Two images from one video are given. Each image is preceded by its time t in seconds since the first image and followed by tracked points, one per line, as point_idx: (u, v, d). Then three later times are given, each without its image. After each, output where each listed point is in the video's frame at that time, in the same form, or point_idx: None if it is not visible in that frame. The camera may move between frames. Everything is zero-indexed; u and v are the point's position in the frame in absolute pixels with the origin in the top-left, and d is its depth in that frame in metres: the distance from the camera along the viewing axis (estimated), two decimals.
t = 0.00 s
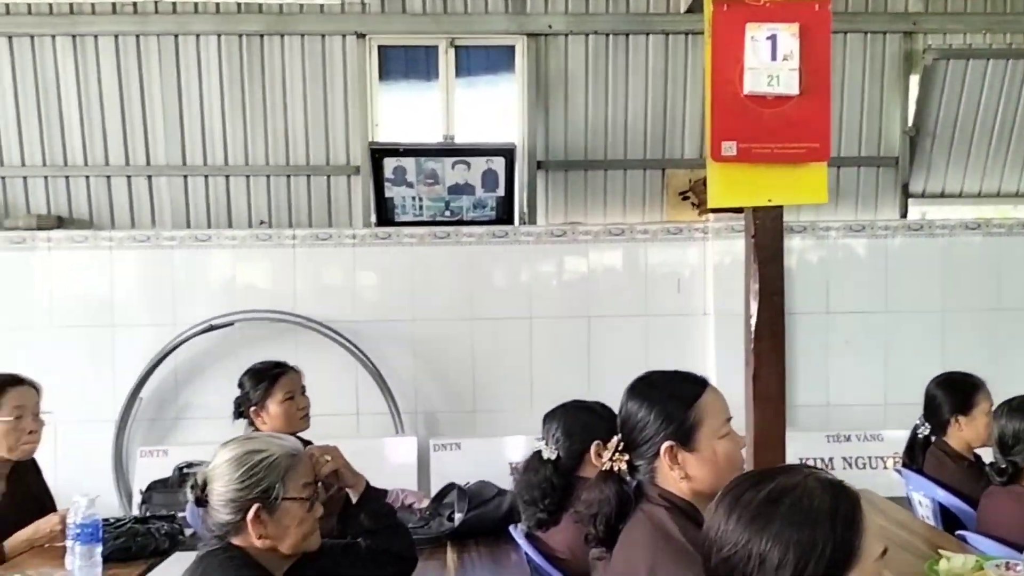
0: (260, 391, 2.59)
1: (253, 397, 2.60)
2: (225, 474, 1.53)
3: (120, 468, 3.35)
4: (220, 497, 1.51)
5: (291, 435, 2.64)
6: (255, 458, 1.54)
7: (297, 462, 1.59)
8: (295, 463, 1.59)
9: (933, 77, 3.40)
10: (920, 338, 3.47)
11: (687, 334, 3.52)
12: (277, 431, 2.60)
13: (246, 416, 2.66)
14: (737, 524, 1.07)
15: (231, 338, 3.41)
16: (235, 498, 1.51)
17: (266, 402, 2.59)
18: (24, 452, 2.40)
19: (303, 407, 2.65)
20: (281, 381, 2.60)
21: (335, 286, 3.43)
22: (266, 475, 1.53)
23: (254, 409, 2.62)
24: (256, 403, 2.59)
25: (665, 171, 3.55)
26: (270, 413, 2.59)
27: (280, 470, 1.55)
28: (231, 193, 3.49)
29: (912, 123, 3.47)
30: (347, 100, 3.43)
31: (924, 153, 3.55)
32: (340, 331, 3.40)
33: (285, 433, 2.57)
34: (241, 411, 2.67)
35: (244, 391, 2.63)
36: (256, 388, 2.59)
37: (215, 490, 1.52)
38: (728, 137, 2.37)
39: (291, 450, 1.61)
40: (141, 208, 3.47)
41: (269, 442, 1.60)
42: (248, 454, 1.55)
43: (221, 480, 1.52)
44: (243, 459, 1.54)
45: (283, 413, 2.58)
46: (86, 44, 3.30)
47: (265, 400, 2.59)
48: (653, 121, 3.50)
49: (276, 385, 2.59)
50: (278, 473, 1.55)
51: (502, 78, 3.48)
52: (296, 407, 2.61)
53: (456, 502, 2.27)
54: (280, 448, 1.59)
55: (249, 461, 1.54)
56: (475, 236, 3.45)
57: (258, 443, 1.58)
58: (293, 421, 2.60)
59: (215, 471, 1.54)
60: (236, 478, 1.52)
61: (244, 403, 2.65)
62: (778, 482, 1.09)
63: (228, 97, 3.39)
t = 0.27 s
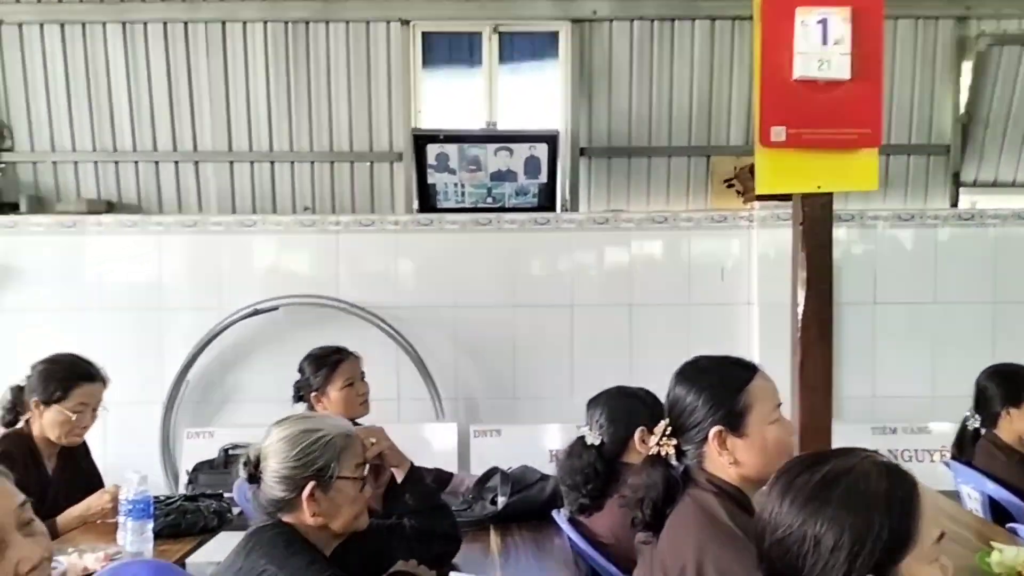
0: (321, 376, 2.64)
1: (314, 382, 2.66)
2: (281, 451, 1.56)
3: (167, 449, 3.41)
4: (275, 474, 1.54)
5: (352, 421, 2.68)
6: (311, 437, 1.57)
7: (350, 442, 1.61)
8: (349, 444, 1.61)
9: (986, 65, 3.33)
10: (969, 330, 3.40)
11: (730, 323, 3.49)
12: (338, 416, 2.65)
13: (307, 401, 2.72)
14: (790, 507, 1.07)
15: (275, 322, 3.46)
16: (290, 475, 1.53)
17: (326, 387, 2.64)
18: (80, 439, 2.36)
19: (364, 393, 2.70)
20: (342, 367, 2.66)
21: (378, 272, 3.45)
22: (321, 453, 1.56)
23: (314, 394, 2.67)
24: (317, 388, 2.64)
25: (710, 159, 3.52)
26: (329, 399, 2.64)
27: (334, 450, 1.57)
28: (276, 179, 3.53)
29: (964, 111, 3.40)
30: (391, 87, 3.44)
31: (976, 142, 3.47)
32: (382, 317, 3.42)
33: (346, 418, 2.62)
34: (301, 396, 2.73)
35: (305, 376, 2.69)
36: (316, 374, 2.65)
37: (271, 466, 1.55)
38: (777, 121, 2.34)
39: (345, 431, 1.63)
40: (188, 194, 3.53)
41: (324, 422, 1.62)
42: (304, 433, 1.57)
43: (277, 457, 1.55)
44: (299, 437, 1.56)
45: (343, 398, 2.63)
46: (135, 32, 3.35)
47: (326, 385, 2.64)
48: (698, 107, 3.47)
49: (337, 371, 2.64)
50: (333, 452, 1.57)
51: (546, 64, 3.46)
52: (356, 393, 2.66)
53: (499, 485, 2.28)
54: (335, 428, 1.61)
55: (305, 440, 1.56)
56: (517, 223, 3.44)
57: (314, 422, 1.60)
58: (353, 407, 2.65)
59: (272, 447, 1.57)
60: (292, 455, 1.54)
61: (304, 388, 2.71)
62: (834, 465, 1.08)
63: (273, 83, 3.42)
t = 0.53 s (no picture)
0: (391, 365, 2.69)
1: (385, 371, 2.71)
2: (342, 433, 1.59)
3: (220, 431, 3.49)
4: (336, 456, 1.57)
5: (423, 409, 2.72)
6: (372, 420, 1.59)
7: (408, 426, 1.63)
8: (407, 428, 1.63)
9: None
10: None
11: (779, 313, 3.46)
12: (410, 404, 2.69)
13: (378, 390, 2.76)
14: (854, 490, 1.09)
15: (325, 308, 3.51)
16: (350, 457, 1.56)
17: (397, 376, 2.68)
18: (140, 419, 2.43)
19: (433, 381, 2.74)
20: (412, 356, 2.70)
21: (426, 259, 3.49)
22: (380, 436, 1.58)
23: (386, 382, 2.72)
24: (389, 377, 2.68)
25: (760, 147, 3.48)
26: (402, 387, 2.68)
27: (393, 433, 1.60)
28: (327, 167, 3.57)
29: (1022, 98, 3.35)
30: (440, 77, 3.47)
31: None
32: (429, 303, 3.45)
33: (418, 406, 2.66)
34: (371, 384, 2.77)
35: (376, 365, 2.74)
36: (387, 363, 2.69)
37: (332, 449, 1.58)
38: (832, 108, 2.31)
39: (403, 414, 1.65)
40: (241, 181, 3.59)
41: (382, 405, 1.65)
42: (364, 416, 1.60)
43: (338, 439, 1.58)
44: (359, 420, 1.59)
45: (415, 386, 2.67)
46: (190, 21, 3.41)
47: (398, 374, 2.69)
48: (748, 95, 3.44)
49: (407, 360, 2.68)
50: (392, 436, 1.59)
51: (595, 52, 3.45)
52: (427, 380, 2.70)
53: (547, 470, 2.30)
54: (393, 411, 1.63)
55: (364, 423, 1.59)
56: (564, 211, 3.45)
57: (373, 405, 1.63)
58: (425, 395, 2.69)
59: (332, 429, 1.60)
60: (352, 438, 1.57)
61: (374, 377, 2.75)
62: (900, 448, 1.10)
63: (325, 71, 3.47)
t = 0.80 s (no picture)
0: (461, 353, 2.73)
1: (453, 359, 2.75)
2: (407, 424, 1.62)
3: (280, 413, 3.57)
4: (401, 447, 1.60)
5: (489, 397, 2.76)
6: (433, 414, 1.61)
7: (472, 419, 1.64)
8: (472, 420, 1.64)
9: None
10: None
11: (838, 303, 3.41)
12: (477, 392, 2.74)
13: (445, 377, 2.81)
14: (927, 474, 1.10)
15: (382, 294, 3.55)
16: (415, 449, 1.60)
17: (465, 364, 2.73)
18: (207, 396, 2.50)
19: (501, 371, 2.77)
20: (482, 346, 2.73)
21: (482, 246, 3.50)
22: (444, 430, 1.60)
23: (453, 370, 2.76)
24: (457, 365, 2.73)
25: (821, 133, 3.44)
26: (469, 375, 2.73)
27: (457, 427, 1.61)
28: (385, 153, 3.62)
29: None
30: (497, 63, 3.48)
31: None
32: (485, 290, 3.47)
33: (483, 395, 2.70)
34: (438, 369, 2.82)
35: (444, 352, 2.78)
36: (456, 351, 2.74)
37: (398, 439, 1.62)
38: (899, 95, 2.60)
39: (467, 406, 1.66)
40: (301, 167, 3.65)
41: (447, 396, 1.65)
42: (429, 408, 1.62)
43: (404, 430, 1.61)
44: (422, 414, 1.61)
45: (482, 376, 2.71)
46: (253, 10, 3.46)
47: (466, 362, 2.73)
48: (810, 80, 3.39)
49: (477, 349, 2.72)
50: (456, 429, 1.61)
51: (655, 39, 3.43)
52: (494, 370, 2.73)
53: (605, 455, 2.29)
54: (457, 403, 1.64)
55: (428, 417, 1.61)
56: (620, 198, 3.43)
57: (438, 397, 1.64)
58: (491, 385, 2.72)
59: (399, 419, 1.63)
60: (418, 431, 1.60)
61: (442, 363, 2.80)
62: (975, 432, 1.11)
63: (383, 58, 3.50)
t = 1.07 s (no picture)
0: (504, 338, 2.73)
1: (496, 343, 2.76)
2: (467, 413, 1.62)
3: (332, 395, 3.62)
4: (462, 435, 1.61)
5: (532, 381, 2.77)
6: (494, 404, 1.61)
7: (532, 408, 1.65)
8: (532, 409, 1.65)
9: None
10: None
11: (897, 290, 3.35)
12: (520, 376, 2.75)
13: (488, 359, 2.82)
14: (995, 459, 1.13)
15: (434, 278, 3.58)
16: (476, 437, 1.60)
17: (509, 348, 2.73)
18: (262, 374, 2.54)
19: (544, 354, 2.78)
20: (525, 330, 2.74)
21: (534, 231, 3.51)
22: (505, 419, 1.60)
23: (497, 353, 2.77)
24: (501, 349, 2.74)
25: (881, 117, 3.38)
26: (512, 359, 2.74)
27: (518, 417, 1.62)
28: (437, 138, 3.63)
29: None
30: (550, 46, 3.45)
31: None
32: (536, 275, 3.48)
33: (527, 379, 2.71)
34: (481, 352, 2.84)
35: (488, 336, 2.79)
36: (499, 335, 2.74)
37: (457, 427, 1.62)
38: (967, 77, 2.75)
39: (527, 395, 1.66)
40: (356, 152, 3.69)
41: (507, 385, 1.66)
42: (489, 397, 1.62)
43: (463, 419, 1.61)
44: (483, 403, 1.61)
45: (525, 360, 2.72)
46: None
47: (509, 346, 2.74)
48: (871, 63, 3.33)
49: (520, 333, 2.72)
50: (516, 419, 1.61)
51: (711, 23, 3.40)
52: (538, 354, 2.74)
53: (660, 439, 2.31)
54: (517, 392, 1.65)
55: (488, 406, 1.61)
56: (674, 182, 3.40)
57: (498, 386, 1.64)
58: (535, 368, 2.73)
59: (458, 407, 1.63)
60: (478, 420, 1.60)
61: (485, 346, 2.81)
62: None
63: (437, 43, 3.51)
